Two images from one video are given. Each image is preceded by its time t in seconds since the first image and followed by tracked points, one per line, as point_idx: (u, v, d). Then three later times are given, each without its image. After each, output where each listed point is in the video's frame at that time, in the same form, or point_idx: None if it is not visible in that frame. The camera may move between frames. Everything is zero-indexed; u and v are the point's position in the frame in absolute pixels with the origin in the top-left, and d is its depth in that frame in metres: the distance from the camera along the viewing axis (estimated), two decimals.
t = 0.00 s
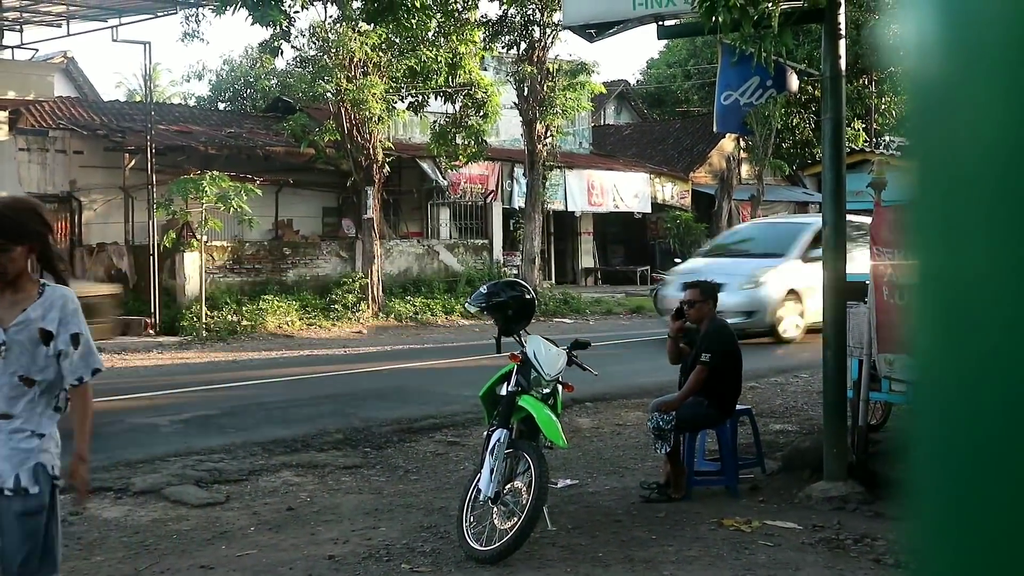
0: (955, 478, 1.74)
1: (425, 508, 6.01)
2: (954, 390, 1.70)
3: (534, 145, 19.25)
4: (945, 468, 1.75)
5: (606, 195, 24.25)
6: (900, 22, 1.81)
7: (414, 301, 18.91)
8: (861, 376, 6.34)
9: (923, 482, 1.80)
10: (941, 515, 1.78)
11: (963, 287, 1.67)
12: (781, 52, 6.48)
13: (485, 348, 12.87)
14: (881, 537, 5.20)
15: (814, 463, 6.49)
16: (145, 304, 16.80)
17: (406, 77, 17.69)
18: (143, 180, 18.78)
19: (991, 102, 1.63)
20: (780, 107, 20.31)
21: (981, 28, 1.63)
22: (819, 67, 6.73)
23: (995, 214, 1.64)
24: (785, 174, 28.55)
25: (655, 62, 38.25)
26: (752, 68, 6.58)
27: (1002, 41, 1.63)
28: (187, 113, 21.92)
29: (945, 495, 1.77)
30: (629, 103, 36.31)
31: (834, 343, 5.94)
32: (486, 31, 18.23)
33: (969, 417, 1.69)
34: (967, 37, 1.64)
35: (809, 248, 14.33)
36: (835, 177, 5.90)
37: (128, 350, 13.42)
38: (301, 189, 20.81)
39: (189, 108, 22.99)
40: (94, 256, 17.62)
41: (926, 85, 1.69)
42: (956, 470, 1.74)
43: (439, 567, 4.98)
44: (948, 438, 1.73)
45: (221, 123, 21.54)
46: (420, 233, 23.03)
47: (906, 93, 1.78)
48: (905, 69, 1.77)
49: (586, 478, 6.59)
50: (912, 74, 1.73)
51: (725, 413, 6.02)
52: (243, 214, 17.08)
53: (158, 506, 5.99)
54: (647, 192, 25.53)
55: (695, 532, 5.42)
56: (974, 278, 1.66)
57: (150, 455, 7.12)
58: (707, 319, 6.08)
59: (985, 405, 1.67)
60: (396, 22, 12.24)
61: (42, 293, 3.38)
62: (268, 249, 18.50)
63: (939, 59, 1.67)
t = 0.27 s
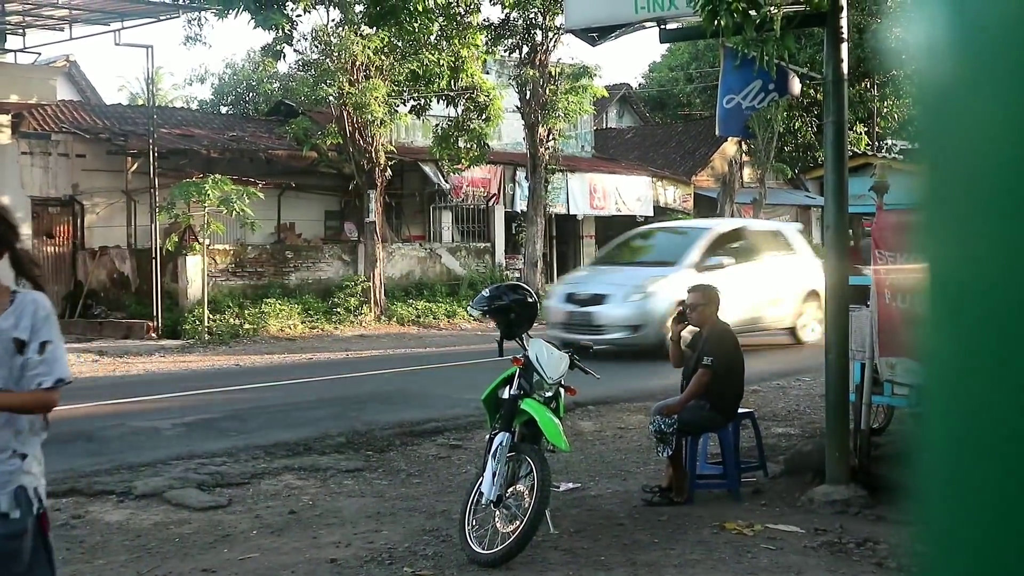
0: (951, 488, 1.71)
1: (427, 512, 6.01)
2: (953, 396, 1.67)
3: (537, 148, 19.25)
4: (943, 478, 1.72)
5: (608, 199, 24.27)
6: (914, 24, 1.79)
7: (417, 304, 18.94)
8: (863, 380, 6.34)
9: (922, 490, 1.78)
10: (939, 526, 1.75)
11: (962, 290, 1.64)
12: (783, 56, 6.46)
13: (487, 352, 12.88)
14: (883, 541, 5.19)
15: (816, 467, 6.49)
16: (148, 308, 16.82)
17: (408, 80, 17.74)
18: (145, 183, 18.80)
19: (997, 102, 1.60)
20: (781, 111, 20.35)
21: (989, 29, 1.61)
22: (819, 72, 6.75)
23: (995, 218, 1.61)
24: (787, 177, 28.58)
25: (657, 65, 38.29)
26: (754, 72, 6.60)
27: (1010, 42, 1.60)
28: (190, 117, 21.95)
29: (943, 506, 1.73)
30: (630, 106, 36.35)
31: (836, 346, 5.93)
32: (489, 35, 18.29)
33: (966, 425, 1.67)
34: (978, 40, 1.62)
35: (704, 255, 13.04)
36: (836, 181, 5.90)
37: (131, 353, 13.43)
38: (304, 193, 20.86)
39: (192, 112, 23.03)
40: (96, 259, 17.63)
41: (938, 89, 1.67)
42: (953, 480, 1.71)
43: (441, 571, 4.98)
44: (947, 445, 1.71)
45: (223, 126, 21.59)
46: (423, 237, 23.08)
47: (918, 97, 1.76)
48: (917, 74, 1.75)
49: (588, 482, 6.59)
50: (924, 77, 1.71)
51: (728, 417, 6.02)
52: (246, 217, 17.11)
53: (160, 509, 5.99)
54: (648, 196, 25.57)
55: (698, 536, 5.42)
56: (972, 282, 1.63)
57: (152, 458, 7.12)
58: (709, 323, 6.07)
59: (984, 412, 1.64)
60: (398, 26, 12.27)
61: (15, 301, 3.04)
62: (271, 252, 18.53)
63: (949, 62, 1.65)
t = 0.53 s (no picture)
0: (953, 486, 1.74)
1: (428, 514, 6.01)
2: (951, 398, 1.69)
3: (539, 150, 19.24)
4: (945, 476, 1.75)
5: (609, 201, 24.26)
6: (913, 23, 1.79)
7: (418, 306, 18.94)
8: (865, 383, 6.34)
9: (924, 488, 1.80)
10: (943, 521, 1.78)
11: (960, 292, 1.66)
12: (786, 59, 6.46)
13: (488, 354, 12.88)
14: (885, 544, 5.19)
15: (818, 469, 6.48)
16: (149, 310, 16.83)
17: (409, 82, 17.77)
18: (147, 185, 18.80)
19: (994, 105, 1.62)
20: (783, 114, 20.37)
21: (986, 33, 1.62)
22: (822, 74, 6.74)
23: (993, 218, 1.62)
24: (788, 180, 28.59)
25: (659, 67, 38.31)
26: (756, 75, 6.60)
27: (1007, 45, 1.61)
28: (191, 119, 21.96)
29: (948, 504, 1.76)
30: (632, 108, 36.35)
31: (838, 349, 5.92)
32: (490, 38, 18.33)
33: (966, 426, 1.68)
34: (976, 40, 1.63)
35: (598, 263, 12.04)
36: (838, 185, 5.90)
37: (133, 355, 13.44)
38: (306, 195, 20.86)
39: (194, 114, 23.03)
40: (98, 261, 17.64)
41: (936, 88, 1.68)
42: (955, 478, 1.73)
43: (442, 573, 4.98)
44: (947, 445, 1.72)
45: (225, 128, 21.61)
46: (424, 239, 23.11)
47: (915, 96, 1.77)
48: (913, 75, 1.76)
49: (590, 484, 6.59)
50: (922, 76, 1.72)
51: (730, 419, 6.01)
52: (247, 219, 17.12)
53: (162, 511, 5.99)
54: (650, 198, 25.57)
55: (699, 538, 5.42)
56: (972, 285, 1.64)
57: (154, 460, 7.12)
58: (710, 324, 6.08)
59: (984, 412, 1.66)
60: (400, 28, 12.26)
61: None
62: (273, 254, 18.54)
63: (947, 65, 1.66)
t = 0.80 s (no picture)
0: (947, 475, 1.81)
1: (430, 516, 6.01)
2: (948, 392, 1.75)
3: (540, 153, 19.23)
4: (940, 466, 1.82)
5: (610, 204, 24.26)
6: (903, 23, 1.81)
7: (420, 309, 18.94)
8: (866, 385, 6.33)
9: (922, 476, 1.87)
10: (946, 510, 1.84)
11: (956, 290, 1.71)
12: (787, 61, 6.45)
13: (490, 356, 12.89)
14: (885, 546, 5.19)
15: (819, 472, 6.49)
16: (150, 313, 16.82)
17: (411, 85, 17.80)
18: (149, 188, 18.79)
19: (989, 106, 1.65)
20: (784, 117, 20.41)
21: (982, 35, 1.64)
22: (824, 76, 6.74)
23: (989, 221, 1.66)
24: (790, 183, 28.61)
25: (660, 70, 38.33)
26: (758, 77, 6.58)
27: (1001, 47, 1.64)
28: (192, 121, 21.95)
29: (943, 492, 1.83)
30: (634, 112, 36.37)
31: (840, 352, 5.92)
32: (492, 40, 18.38)
33: (961, 419, 1.75)
34: (970, 43, 1.65)
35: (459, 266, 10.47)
36: (840, 188, 5.89)
37: (134, 358, 13.43)
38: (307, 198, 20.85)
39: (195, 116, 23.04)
40: (99, 264, 17.64)
41: (929, 90, 1.71)
42: (949, 468, 1.81)
43: None
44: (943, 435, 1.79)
45: (226, 131, 21.62)
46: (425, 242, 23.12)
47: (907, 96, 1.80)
48: (907, 75, 1.78)
49: (591, 486, 6.60)
50: (914, 78, 1.74)
51: (732, 422, 6.02)
52: (249, 222, 17.13)
53: (163, 514, 6.00)
54: (651, 201, 25.57)
55: (700, 541, 5.42)
56: (968, 282, 1.69)
57: (155, 462, 7.13)
58: (711, 327, 6.09)
59: (978, 406, 1.72)
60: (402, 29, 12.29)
61: None
62: (274, 257, 18.53)
63: (941, 65, 1.69)
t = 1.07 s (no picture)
0: (949, 478, 1.80)
1: (430, 518, 6.01)
2: (951, 391, 1.74)
3: (540, 155, 19.25)
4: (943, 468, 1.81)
5: (611, 205, 24.27)
6: (892, 31, 1.84)
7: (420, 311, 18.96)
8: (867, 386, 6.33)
9: (922, 478, 1.85)
10: (946, 511, 1.83)
11: (952, 288, 1.71)
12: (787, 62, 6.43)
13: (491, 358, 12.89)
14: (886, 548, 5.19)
15: (820, 473, 6.49)
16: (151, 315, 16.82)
17: (411, 87, 17.80)
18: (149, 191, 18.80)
19: (983, 104, 1.67)
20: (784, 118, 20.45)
21: (976, 37, 1.67)
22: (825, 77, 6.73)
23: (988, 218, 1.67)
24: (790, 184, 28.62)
25: (661, 71, 38.35)
26: (758, 78, 6.59)
27: (994, 49, 1.66)
28: (192, 124, 21.98)
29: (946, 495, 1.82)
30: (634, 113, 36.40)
31: (840, 353, 5.91)
32: (491, 42, 18.42)
33: (962, 418, 1.75)
34: (963, 46, 1.68)
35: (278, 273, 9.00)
36: (840, 190, 5.89)
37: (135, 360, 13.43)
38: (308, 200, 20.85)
39: (195, 119, 23.04)
40: (99, 267, 17.64)
41: (923, 94, 1.73)
42: (949, 469, 1.80)
43: None
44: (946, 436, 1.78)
45: (227, 133, 21.62)
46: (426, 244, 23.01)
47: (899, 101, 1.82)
48: (899, 80, 1.81)
49: (591, 488, 6.59)
50: (906, 83, 1.77)
51: (733, 424, 6.02)
52: (249, 224, 17.13)
53: (163, 516, 6.00)
54: (652, 203, 25.59)
55: (701, 542, 5.41)
56: (965, 280, 1.69)
57: (156, 465, 7.13)
58: (711, 328, 6.08)
59: (979, 404, 1.72)
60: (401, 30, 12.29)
61: None
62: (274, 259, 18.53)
63: (933, 67, 1.72)
